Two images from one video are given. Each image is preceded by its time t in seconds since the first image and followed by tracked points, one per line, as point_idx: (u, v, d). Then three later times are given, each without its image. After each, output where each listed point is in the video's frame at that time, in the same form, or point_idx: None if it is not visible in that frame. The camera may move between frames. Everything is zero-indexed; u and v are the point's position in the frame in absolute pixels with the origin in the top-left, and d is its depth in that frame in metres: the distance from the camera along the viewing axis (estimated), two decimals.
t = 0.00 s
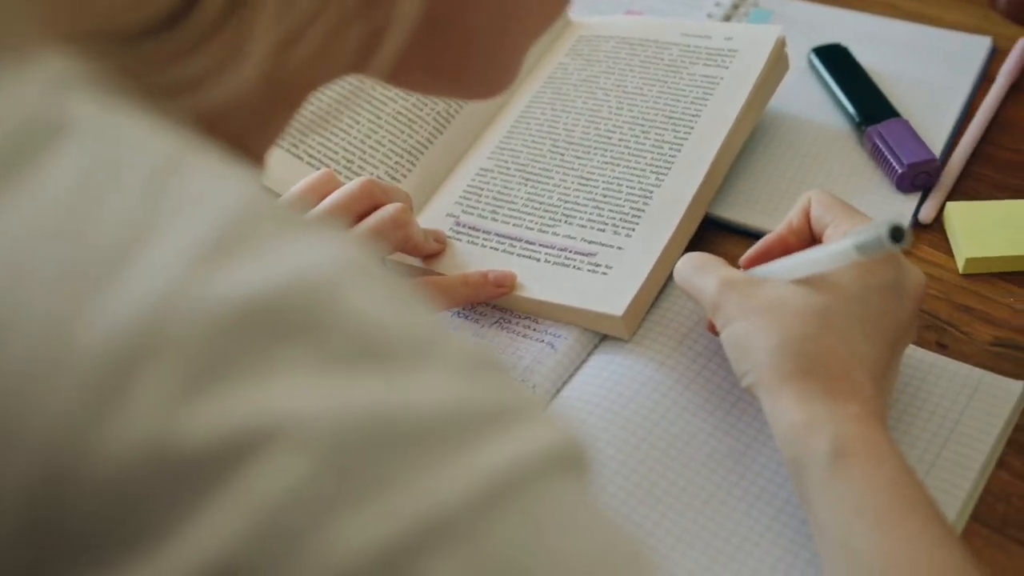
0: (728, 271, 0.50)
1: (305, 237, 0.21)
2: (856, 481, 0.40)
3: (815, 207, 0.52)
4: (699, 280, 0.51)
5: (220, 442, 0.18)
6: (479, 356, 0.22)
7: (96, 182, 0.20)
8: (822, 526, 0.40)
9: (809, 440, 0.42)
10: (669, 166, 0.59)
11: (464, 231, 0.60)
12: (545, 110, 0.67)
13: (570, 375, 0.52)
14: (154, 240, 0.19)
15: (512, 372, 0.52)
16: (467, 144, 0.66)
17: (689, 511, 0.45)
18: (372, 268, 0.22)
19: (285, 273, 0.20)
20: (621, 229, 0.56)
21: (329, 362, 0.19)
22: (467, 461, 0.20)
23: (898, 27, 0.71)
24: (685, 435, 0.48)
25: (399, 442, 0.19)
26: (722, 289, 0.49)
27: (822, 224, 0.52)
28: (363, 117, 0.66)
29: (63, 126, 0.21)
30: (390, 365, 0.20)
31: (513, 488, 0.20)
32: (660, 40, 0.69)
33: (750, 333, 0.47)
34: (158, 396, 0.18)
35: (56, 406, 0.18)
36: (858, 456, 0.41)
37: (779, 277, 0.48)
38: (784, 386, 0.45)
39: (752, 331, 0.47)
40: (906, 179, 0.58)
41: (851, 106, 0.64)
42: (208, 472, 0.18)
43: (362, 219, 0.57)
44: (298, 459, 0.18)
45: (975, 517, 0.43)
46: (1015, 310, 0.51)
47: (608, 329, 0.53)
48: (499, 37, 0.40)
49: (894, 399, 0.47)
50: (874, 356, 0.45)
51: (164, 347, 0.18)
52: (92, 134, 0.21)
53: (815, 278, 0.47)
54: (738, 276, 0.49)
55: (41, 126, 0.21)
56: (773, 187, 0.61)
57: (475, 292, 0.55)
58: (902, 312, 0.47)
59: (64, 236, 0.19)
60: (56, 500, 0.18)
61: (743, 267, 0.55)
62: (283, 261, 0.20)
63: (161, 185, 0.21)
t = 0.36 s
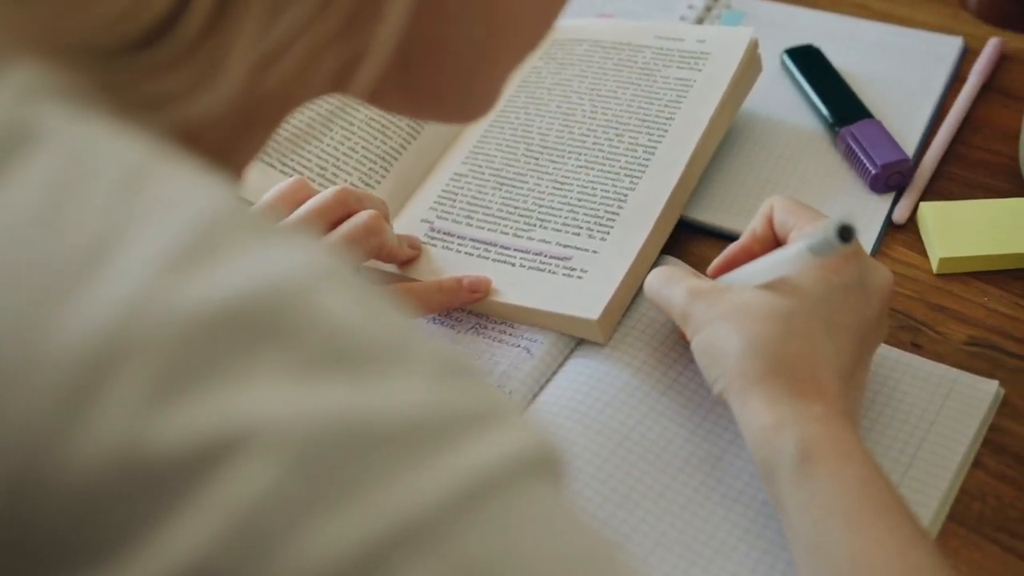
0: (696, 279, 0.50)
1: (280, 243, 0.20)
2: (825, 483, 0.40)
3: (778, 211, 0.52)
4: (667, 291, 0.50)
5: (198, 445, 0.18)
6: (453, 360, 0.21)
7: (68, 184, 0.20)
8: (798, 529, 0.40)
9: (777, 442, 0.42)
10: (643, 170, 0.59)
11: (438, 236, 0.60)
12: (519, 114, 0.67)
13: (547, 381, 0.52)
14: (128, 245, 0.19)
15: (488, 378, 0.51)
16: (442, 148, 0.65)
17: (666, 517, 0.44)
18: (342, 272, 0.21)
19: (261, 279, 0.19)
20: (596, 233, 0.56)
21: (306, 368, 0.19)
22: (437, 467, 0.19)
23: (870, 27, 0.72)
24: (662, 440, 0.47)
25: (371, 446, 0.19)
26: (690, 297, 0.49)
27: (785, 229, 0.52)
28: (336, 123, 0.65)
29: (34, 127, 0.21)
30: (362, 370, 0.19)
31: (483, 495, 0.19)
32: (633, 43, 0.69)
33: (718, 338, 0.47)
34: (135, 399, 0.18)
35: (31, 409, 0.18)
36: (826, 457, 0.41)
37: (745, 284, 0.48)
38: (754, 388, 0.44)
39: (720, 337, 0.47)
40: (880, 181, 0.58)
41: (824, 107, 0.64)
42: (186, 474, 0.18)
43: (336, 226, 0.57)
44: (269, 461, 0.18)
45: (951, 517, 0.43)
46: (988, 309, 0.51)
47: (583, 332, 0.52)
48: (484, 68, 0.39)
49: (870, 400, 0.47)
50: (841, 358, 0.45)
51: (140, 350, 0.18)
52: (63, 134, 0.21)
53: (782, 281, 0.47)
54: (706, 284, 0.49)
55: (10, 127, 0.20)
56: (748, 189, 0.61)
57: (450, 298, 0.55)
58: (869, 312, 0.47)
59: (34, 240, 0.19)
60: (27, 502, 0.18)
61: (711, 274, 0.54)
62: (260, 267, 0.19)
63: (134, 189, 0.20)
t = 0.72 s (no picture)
0: (674, 287, 0.50)
1: (256, 257, 0.21)
2: (807, 488, 0.40)
3: (754, 218, 0.52)
4: (646, 298, 0.50)
5: (171, 471, 0.18)
6: (441, 381, 0.21)
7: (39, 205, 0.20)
8: (779, 533, 0.40)
9: (758, 448, 0.42)
10: (624, 176, 0.58)
11: (418, 245, 0.59)
12: (499, 121, 0.67)
13: (529, 391, 0.51)
14: (103, 262, 0.19)
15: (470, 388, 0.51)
16: (422, 156, 0.65)
17: (651, 527, 0.44)
18: (322, 285, 0.22)
19: (238, 294, 0.20)
20: (577, 241, 0.55)
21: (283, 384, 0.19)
22: (427, 477, 0.19)
23: (849, 30, 0.72)
24: (647, 448, 0.47)
25: (360, 464, 0.19)
26: (669, 305, 0.49)
27: (762, 234, 0.51)
28: (314, 134, 0.64)
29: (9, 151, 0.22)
30: (345, 385, 0.20)
31: (468, 508, 0.19)
32: (612, 48, 0.69)
33: (699, 345, 0.46)
34: (105, 425, 0.18)
35: (18, 417, 0.18)
36: (807, 463, 0.40)
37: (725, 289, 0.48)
38: (735, 393, 0.44)
39: (700, 343, 0.46)
40: (861, 184, 0.58)
41: (804, 111, 0.64)
42: (162, 502, 0.18)
43: (315, 236, 0.56)
44: (251, 484, 0.18)
45: (937, 522, 0.42)
46: (970, 313, 0.51)
47: (565, 341, 0.52)
48: (476, 79, 0.39)
49: (854, 406, 0.47)
50: (823, 361, 0.45)
51: (110, 373, 0.18)
52: (38, 154, 0.22)
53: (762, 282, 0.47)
54: (684, 291, 0.49)
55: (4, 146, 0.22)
56: (730, 194, 0.61)
57: (431, 308, 0.54)
58: (851, 316, 0.47)
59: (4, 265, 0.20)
60: (22, 512, 0.19)
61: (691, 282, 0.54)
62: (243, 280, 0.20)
63: (112, 202, 0.21)
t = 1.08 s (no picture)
0: (709, 276, 0.48)
1: (269, 286, 0.21)
2: (843, 500, 0.39)
3: (798, 221, 0.51)
4: (677, 285, 0.48)
5: (182, 509, 0.18)
6: (455, 410, 0.21)
7: (42, 229, 0.20)
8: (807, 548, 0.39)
9: (795, 456, 0.41)
10: (618, 183, 0.58)
11: (412, 254, 0.59)
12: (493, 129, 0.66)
13: (525, 401, 0.50)
14: (112, 292, 0.19)
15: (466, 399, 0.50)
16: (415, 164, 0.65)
17: (651, 537, 0.43)
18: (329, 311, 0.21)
19: (245, 336, 0.19)
20: (572, 249, 0.55)
21: (289, 421, 0.19)
22: (435, 519, 0.19)
23: (842, 33, 0.72)
24: (645, 457, 0.46)
25: (372, 504, 0.19)
26: (702, 292, 0.47)
27: (804, 239, 0.50)
28: (306, 143, 0.64)
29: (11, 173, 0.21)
30: (350, 421, 0.19)
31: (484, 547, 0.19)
32: (605, 55, 0.68)
33: (729, 340, 0.45)
34: (115, 460, 0.18)
35: (20, 453, 0.18)
36: (846, 474, 0.40)
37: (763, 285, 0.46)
38: (773, 395, 0.43)
39: (734, 337, 0.45)
40: (856, 189, 0.57)
41: (798, 115, 0.63)
42: (172, 535, 0.18)
43: (308, 248, 0.55)
44: (256, 526, 0.18)
45: (939, 531, 0.42)
46: (967, 317, 0.51)
47: (561, 350, 0.51)
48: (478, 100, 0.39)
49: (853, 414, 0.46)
50: (855, 371, 0.44)
51: (121, 408, 0.18)
52: (41, 176, 0.21)
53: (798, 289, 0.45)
54: (722, 279, 0.47)
55: None
56: (725, 199, 0.61)
57: (425, 318, 0.54)
58: (883, 331, 0.46)
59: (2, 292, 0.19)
60: (28, 546, 0.19)
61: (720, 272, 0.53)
62: (251, 310, 0.20)
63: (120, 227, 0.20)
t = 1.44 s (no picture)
0: (713, 304, 0.47)
1: (290, 312, 0.21)
2: (857, 524, 0.38)
3: (799, 235, 0.50)
4: (683, 313, 0.48)
5: (209, 537, 0.18)
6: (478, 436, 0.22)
7: (60, 258, 0.20)
8: (825, 565, 0.38)
9: (808, 478, 0.40)
10: (623, 187, 0.58)
11: (415, 259, 0.58)
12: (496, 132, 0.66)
13: (531, 406, 0.50)
14: (133, 323, 0.19)
15: (471, 405, 0.50)
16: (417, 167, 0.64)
17: (659, 544, 0.42)
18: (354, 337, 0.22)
19: (271, 362, 0.20)
20: (577, 254, 0.55)
21: (318, 446, 0.20)
22: (459, 546, 0.20)
23: (846, 34, 0.71)
24: (652, 463, 0.46)
25: (404, 526, 0.20)
26: (708, 322, 0.47)
27: (807, 252, 0.49)
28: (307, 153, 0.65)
29: (30, 200, 0.22)
30: (379, 445, 0.20)
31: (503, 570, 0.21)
32: (608, 57, 0.68)
33: (741, 368, 0.44)
34: (142, 488, 0.18)
35: (46, 479, 0.18)
36: (863, 496, 0.39)
37: (768, 308, 0.45)
38: (782, 422, 0.42)
39: (742, 366, 0.44)
40: (862, 192, 0.57)
41: (802, 117, 0.63)
42: (201, 560, 0.19)
43: (311, 254, 0.54)
44: (288, 552, 0.19)
45: (948, 536, 0.42)
46: (974, 321, 0.51)
47: (567, 356, 0.51)
48: (492, 115, 0.38)
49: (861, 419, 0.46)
50: (870, 387, 0.43)
51: (145, 437, 0.19)
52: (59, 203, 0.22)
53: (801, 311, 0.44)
54: (726, 308, 0.47)
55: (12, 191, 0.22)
56: (729, 201, 0.60)
57: (430, 325, 0.53)
58: (894, 338, 0.45)
59: (21, 323, 0.20)
60: (54, 568, 0.19)
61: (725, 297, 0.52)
62: (266, 337, 0.20)
63: (139, 254, 0.21)
